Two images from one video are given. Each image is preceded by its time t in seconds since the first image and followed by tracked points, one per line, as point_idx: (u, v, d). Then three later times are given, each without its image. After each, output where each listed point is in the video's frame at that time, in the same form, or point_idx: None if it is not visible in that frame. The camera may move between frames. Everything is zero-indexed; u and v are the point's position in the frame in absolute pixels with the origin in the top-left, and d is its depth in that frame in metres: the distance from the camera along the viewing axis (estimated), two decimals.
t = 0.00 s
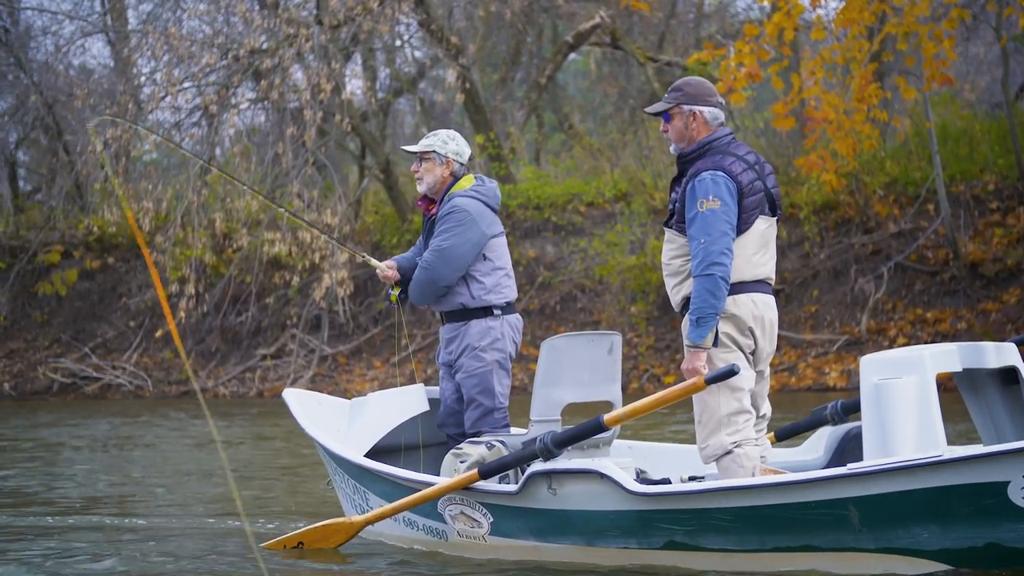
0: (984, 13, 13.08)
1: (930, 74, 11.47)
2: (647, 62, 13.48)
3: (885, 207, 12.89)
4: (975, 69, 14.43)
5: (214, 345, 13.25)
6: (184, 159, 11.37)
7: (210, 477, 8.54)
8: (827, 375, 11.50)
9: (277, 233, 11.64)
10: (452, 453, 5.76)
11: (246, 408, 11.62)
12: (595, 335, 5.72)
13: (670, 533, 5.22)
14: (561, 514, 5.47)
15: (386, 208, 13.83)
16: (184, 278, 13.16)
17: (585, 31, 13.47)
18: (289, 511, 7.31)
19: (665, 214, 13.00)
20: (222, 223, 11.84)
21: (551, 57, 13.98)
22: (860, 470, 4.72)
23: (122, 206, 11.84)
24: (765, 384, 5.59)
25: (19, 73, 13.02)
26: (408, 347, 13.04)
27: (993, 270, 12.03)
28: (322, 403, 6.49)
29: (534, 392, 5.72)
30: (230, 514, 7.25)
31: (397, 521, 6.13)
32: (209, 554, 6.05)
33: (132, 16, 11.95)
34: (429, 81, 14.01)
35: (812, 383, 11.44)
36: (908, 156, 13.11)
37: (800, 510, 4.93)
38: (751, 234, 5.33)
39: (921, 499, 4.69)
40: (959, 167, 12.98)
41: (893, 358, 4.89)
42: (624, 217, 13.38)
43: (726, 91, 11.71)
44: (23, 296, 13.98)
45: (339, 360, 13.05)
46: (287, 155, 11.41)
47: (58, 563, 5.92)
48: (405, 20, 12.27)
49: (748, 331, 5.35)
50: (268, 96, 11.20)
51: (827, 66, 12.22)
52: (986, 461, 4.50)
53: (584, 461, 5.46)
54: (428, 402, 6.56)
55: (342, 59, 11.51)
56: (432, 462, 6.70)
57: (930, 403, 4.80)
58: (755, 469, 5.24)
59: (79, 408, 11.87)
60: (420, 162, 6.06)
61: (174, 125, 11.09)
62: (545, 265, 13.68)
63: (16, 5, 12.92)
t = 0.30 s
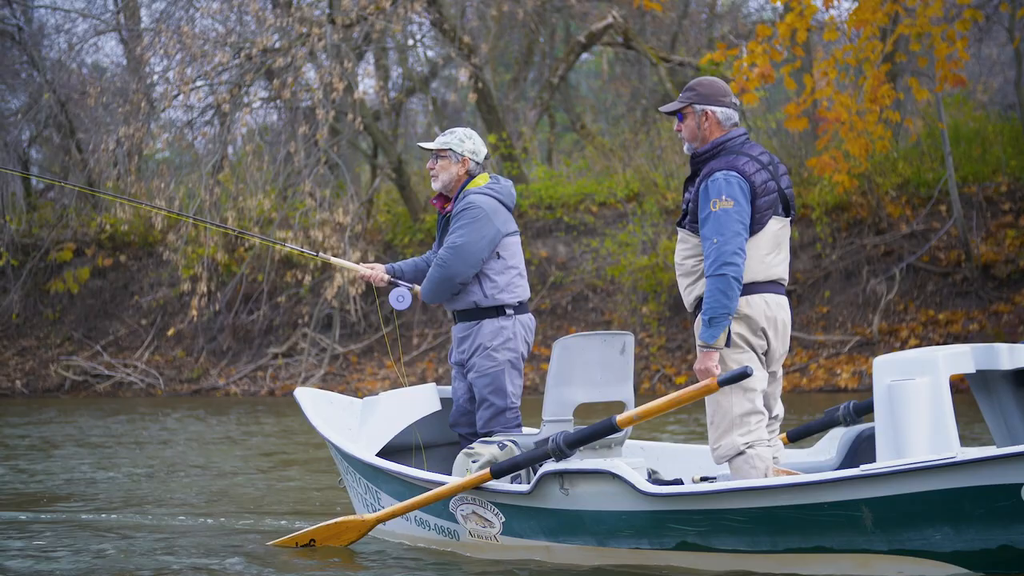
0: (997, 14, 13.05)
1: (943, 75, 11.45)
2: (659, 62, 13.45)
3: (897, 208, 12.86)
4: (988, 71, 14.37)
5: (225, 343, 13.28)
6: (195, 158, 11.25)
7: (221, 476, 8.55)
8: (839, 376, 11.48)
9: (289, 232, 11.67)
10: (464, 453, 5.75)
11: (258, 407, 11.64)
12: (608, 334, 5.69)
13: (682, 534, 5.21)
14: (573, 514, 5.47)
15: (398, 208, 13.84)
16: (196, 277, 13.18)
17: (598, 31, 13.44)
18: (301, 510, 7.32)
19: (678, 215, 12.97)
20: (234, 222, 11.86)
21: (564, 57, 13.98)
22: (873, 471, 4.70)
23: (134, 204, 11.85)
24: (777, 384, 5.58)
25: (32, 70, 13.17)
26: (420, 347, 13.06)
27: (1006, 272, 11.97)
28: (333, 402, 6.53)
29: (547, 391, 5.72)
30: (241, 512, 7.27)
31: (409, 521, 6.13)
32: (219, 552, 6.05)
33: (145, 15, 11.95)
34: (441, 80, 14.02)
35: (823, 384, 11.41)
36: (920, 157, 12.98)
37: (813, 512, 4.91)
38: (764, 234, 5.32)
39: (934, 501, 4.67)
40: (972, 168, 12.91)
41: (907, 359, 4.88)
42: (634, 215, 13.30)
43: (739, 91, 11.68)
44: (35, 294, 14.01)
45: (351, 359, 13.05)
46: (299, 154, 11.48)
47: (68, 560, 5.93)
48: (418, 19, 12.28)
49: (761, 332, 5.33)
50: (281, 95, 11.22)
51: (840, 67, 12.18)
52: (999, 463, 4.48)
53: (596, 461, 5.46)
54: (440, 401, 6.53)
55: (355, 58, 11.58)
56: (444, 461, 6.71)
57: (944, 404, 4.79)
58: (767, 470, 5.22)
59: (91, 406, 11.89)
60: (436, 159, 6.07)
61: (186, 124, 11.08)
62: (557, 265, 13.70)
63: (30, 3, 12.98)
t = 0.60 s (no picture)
0: (1010, 12, 13.01)
1: (954, 74, 11.40)
2: (671, 62, 13.41)
3: (909, 207, 12.84)
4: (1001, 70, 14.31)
5: (237, 344, 13.29)
6: (207, 159, 11.30)
7: (234, 476, 8.56)
8: (851, 375, 11.44)
9: (301, 233, 11.69)
10: (477, 453, 5.75)
11: (270, 408, 11.64)
12: (620, 335, 5.69)
13: (696, 534, 5.20)
14: (586, 514, 5.46)
15: (410, 208, 13.84)
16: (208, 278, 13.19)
17: (609, 31, 13.39)
18: (313, 510, 7.33)
19: (690, 215, 12.94)
20: (246, 222, 11.88)
21: (575, 57, 13.97)
22: (887, 471, 4.69)
23: (146, 204, 11.85)
24: (791, 384, 5.57)
25: (44, 71, 13.21)
26: (431, 347, 13.06)
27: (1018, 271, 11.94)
28: (345, 403, 6.54)
29: (559, 391, 5.72)
30: (254, 512, 7.28)
31: (422, 521, 6.13)
32: (232, 552, 6.06)
33: (157, 15, 11.95)
34: (453, 80, 14.00)
35: (835, 384, 11.39)
36: (933, 157, 12.94)
37: (827, 511, 4.90)
38: (776, 234, 5.30)
39: (948, 501, 4.66)
40: (984, 167, 12.83)
41: (920, 358, 4.86)
42: (645, 215, 13.25)
43: (751, 91, 11.64)
44: (47, 295, 14.03)
45: (363, 359, 13.06)
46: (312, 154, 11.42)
47: (82, 560, 5.94)
48: (430, 19, 12.30)
49: (774, 332, 5.32)
50: (293, 95, 11.23)
51: (852, 66, 12.14)
52: (1014, 462, 4.46)
53: (609, 461, 5.45)
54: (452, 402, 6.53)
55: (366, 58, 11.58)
56: (457, 462, 6.71)
57: (957, 404, 4.77)
58: (781, 469, 5.21)
59: (103, 406, 11.90)
60: (450, 159, 6.07)
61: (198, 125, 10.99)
62: (569, 265, 13.71)
63: (42, 4, 13.01)
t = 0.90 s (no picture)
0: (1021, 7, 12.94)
1: (965, 69, 11.36)
2: (681, 59, 13.35)
3: (921, 203, 12.84)
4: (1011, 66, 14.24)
5: (249, 343, 13.30)
6: (218, 158, 11.36)
7: (247, 474, 8.57)
8: (863, 371, 11.42)
9: (312, 231, 11.70)
10: (490, 451, 5.75)
11: (282, 407, 11.66)
12: (632, 331, 5.67)
13: (710, 530, 5.20)
14: (599, 511, 5.45)
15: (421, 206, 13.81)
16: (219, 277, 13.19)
17: (619, 29, 13.41)
18: (326, 508, 7.34)
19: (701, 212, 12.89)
20: (257, 221, 11.89)
21: (585, 54, 13.94)
22: (902, 467, 4.67)
23: (157, 204, 11.85)
24: (803, 380, 5.55)
25: (55, 71, 13.23)
26: (443, 345, 13.07)
27: None
28: (356, 401, 6.53)
29: (571, 388, 5.69)
30: (267, 510, 7.29)
31: (434, 519, 6.12)
32: (245, 551, 6.06)
33: (167, 14, 11.93)
34: (463, 79, 13.98)
35: (847, 380, 11.37)
36: (944, 152, 12.89)
37: (842, 507, 4.89)
38: (788, 231, 5.29)
39: (963, 497, 4.65)
40: (996, 163, 12.78)
41: (934, 354, 4.85)
42: (656, 212, 13.21)
43: (761, 87, 11.61)
44: (58, 295, 14.05)
45: (374, 357, 13.07)
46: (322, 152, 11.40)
47: (96, 559, 5.95)
48: (439, 17, 12.30)
49: (786, 327, 5.31)
50: (302, 94, 11.22)
51: (862, 62, 12.07)
52: None
53: (622, 458, 5.44)
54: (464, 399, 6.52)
55: (376, 57, 11.56)
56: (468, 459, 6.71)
57: (972, 399, 4.76)
58: (794, 466, 5.20)
59: (116, 406, 11.92)
60: (459, 158, 6.10)
61: (208, 124, 11.07)
62: (579, 263, 13.70)
63: (51, 4, 13.03)
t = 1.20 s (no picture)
0: None
1: (976, 65, 11.32)
2: (691, 54, 13.31)
3: (931, 198, 12.76)
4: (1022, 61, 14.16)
5: (259, 338, 13.31)
6: (228, 152, 11.34)
7: (258, 469, 8.58)
8: (873, 367, 11.40)
9: (322, 226, 11.71)
10: (501, 446, 5.74)
11: (292, 402, 11.68)
12: (644, 326, 5.66)
13: (722, 525, 5.19)
14: (611, 506, 5.45)
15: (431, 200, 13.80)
16: (230, 272, 13.20)
17: (629, 24, 13.41)
18: (336, 503, 7.34)
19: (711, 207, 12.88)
20: (267, 216, 11.89)
21: (596, 49, 13.93)
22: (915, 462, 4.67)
23: (167, 199, 11.85)
24: (815, 375, 5.54)
25: (66, 67, 13.26)
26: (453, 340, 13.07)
27: None
28: (367, 396, 6.53)
29: (583, 382, 5.73)
30: (277, 505, 7.30)
31: (445, 514, 6.11)
32: (257, 546, 6.07)
33: (178, 9, 11.93)
34: (473, 74, 13.96)
35: (858, 375, 11.34)
36: (955, 147, 12.84)
37: (854, 502, 4.88)
38: (800, 225, 5.28)
39: (976, 492, 4.63)
40: (1007, 158, 12.70)
41: (947, 349, 4.84)
42: (667, 208, 13.19)
43: (772, 82, 11.59)
44: (69, 289, 14.05)
45: (384, 352, 13.07)
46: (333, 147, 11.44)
47: (110, 554, 5.96)
48: (449, 12, 12.31)
49: (798, 323, 5.29)
50: (313, 89, 11.24)
51: (873, 57, 12.04)
52: None
53: (634, 453, 5.44)
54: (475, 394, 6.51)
55: (386, 52, 11.55)
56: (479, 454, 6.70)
57: (985, 394, 4.75)
58: (806, 461, 5.19)
59: (127, 400, 11.95)
60: (461, 157, 6.12)
61: (219, 118, 11.09)
62: (590, 258, 13.69)
63: None
